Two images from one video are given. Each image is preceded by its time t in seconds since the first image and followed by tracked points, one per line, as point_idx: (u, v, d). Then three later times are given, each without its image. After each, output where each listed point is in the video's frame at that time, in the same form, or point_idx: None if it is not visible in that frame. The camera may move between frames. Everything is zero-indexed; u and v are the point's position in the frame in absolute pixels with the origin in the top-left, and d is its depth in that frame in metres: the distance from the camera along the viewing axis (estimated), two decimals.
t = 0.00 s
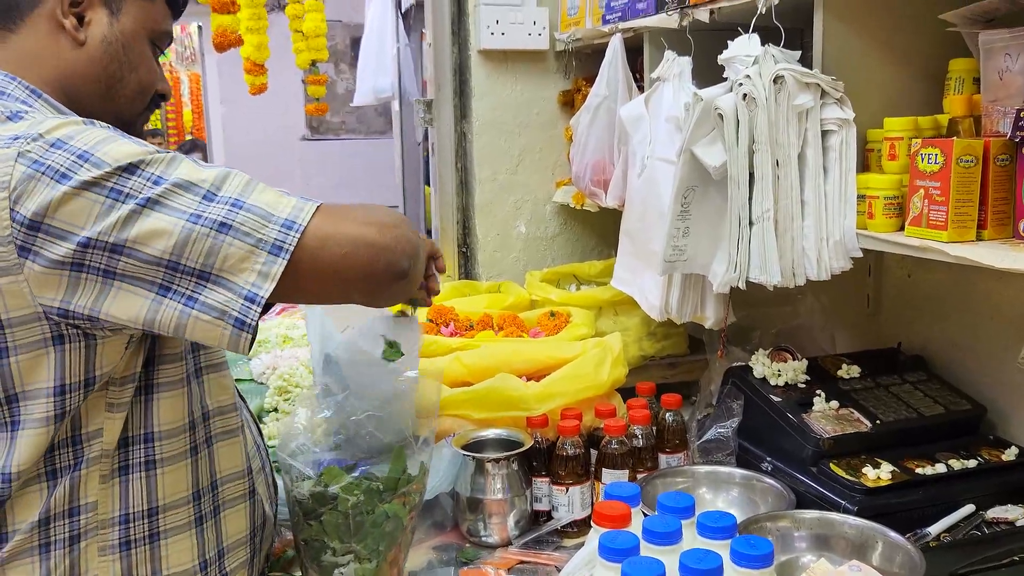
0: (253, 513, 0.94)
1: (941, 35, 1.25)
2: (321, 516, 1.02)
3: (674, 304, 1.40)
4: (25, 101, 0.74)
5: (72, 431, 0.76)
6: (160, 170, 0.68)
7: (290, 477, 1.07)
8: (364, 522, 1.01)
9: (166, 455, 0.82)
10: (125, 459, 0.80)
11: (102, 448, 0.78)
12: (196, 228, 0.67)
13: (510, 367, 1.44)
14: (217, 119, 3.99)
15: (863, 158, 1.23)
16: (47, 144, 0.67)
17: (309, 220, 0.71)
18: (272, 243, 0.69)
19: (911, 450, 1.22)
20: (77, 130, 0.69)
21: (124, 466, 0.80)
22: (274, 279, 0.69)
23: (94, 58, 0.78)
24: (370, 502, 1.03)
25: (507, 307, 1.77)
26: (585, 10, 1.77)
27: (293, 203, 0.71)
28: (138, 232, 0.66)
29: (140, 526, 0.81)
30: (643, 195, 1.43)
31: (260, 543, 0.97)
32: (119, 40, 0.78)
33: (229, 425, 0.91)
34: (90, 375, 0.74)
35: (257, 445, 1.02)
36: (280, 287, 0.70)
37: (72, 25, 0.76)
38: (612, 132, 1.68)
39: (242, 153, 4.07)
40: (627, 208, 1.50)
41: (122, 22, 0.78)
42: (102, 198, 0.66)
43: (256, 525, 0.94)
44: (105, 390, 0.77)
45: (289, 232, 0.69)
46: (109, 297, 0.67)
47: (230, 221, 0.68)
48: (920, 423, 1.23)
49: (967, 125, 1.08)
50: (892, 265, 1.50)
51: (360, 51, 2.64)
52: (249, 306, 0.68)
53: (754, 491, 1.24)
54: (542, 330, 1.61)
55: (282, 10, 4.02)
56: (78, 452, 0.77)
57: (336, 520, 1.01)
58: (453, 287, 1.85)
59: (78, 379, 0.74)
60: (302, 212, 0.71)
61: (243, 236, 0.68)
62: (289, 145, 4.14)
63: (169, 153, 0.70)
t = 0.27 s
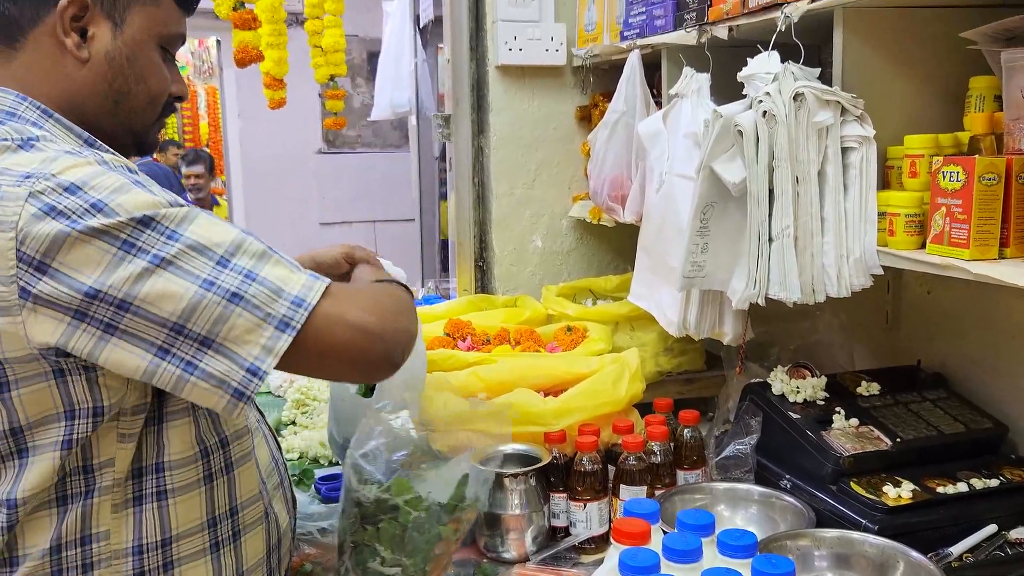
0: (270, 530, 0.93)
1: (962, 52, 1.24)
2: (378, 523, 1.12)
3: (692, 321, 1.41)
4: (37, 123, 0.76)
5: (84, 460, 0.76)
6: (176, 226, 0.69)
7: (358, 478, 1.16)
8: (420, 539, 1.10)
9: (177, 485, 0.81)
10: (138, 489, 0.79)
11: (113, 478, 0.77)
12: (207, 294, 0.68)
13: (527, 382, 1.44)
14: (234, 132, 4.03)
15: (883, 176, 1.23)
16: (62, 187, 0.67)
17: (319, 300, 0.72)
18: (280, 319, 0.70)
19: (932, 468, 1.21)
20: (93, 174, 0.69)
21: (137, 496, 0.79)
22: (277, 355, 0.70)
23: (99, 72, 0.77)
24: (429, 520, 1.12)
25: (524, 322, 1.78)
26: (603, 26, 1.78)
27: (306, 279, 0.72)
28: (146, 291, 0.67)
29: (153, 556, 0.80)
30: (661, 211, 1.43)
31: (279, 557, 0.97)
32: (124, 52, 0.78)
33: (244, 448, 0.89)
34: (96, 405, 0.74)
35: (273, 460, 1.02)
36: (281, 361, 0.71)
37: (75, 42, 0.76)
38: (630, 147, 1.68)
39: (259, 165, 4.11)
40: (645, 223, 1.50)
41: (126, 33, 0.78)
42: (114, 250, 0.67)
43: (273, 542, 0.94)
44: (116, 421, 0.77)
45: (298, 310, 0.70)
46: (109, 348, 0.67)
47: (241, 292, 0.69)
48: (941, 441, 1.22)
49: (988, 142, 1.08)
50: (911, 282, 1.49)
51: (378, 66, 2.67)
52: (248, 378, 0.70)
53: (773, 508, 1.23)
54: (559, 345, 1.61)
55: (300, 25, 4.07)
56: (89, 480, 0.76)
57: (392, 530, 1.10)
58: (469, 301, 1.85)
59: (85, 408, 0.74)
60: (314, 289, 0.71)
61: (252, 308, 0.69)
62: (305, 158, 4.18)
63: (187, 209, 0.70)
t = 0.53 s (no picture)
0: (285, 548, 0.93)
1: (980, 73, 1.25)
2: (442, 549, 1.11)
3: (709, 339, 1.40)
4: (60, 144, 0.72)
5: (112, 480, 0.76)
6: (183, 264, 0.65)
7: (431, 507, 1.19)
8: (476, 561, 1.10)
9: (202, 506, 0.81)
10: (164, 508, 0.80)
11: (140, 497, 0.77)
12: (208, 338, 0.64)
13: (544, 399, 1.45)
14: (253, 147, 4.08)
15: (900, 196, 1.23)
16: (73, 212, 0.64)
17: (323, 348, 0.67)
18: (280, 368, 0.65)
19: (951, 489, 1.21)
20: (103, 198, 0.65)
21: (163, 515, 0.79)
22: (275, 406, 0.65)
23: (116, 98, 0.74)
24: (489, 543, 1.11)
25: (540, 338, 1.78)
26: (620, 45, 1.80)
27: (312, 325, 0.67)
28: (148, 331, 0.63)
29: None
30: (678, 229, 1.44)
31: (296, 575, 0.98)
32: (141, 74, 0.74)
33: (259, 467, 0.89)
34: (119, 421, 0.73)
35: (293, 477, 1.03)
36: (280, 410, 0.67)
37: (92, 67, 0.72)
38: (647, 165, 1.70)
39: (277, 180, 4.15)
40: (662, 242, 1.51)
41: (143, 55, 0.74)
42: (117, 285, 0.63)
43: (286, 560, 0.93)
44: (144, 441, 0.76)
45: (299, 359, 0.66)
46: (112, 388, 0.64)
47: (243, 338, 0.65)
48: (960, 462, 1.22)
49: (1007, 163, 1.08)
50: (929, 302, 1.49)
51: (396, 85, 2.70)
52: (246, 428, 0.66)
53: (790, 528, 1.23)
54: (575, 362, 1.62)
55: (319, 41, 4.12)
56: (117, 498, 0.76)
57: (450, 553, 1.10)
58: (486, 317, 1.86)
59: (109, 424, 0.73)
60: (321, 335, 0.67)
61: (252, 356, 0.65)
62: (322, 172, 4.22)
63: (197, 243, 0.66)
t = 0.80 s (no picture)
0: (302, 558, 0.94)
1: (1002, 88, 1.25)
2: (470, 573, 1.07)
3: (728, 353, 1.40)
4: (64, 164, 0.75)
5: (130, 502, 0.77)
6: (180, 303, 0.65)
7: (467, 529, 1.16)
8: None
9: (220, 522, 0.81)
10: (183, 525, 0.80)
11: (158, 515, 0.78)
12: (202, 379, 0.64)
13: (563, 412, 1.45)
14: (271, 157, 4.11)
15: (921, 211, 1.22)
16: (72, 247, 0.64)
17: (317, 394, 0.67)
18: (273, 412, 0.65)
19: (974, 506, 1.20)
20: (103, 235, 0.65)
21: (182, 532, 0.80)
22: (267, 450, 0.66)
23: (106, 113, 0.74)
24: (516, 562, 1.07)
25: (557, 350, 1.79)
26: (639, 58, 1.81)
27: (306, 369, 0.67)
28: (142, 370, 0.64)
29: None
30: (697, 242, 1.44)
31: None
32: (132, 88, 0.74)
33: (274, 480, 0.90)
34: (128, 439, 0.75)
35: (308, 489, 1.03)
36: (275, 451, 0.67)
37: (81, 83, 0.73)
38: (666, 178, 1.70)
39: (294, 190, 4.19)
40: (680, 255, 1.52)
41: (135, 69, 0.74)
42: (115, 323, 0.63)
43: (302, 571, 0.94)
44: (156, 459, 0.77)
45: (292, 404, 0.66)
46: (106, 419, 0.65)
47: (236, 381, 0.65)
48: (983, 479, 1.21)
49: None
50: (950, 317, 1.48)
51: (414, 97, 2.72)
52: (238, 469, 0.66)
53: (811, 543, 1.22)
54: (593, 374, 1.62)
55: (338, 53, 4.16)
56: (134, 518, 0.77)
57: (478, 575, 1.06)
58: (503, 329, 1.87)
59: (117, 441, 0.75)
60: (314, 379, 0.67)
61: (245, 399, 0.65)
62: (339, 183, 4.25)
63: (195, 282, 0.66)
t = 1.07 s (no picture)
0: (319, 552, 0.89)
1: None
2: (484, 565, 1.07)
3: (746, 348, 1.40)
4: (79, 166, 0.73)
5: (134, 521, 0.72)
6: (119, 393, 0.63)
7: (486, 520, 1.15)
8: None
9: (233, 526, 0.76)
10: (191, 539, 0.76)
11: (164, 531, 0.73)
12: (107, 479, 0.63)
13: (580, 406, 1.45)
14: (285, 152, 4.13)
15: (942, 206, 1.22)
16: (41, 294, 0.63)
17: (208, 536, 0.66)
18: (159, 540, 0.64)
19: (993, 503, 1.19)
20: (73, 289, 0.63)
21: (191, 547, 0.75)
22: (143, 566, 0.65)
23: (120, 115, 0.72)
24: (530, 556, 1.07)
25: (574, 345, 1.79)
26: (656, 53, 1.81)
27: (206, 507, 0.65)
28: (58, 446, 0.63)
29: None
30: (715, 237, 1.44)
31: None
32: (146, 91, 0.72)
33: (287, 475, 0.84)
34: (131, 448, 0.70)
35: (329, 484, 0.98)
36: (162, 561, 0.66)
37: (94, 84, 0.71)
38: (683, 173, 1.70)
39: (308, 184, 4.20)
40: (698, 250, 1.52)
41: (149, 73, 0.71)
42: (50, 390, 0.62)
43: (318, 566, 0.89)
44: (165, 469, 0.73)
45: (180, 539, 0.65)
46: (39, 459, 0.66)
47: (135, 494, 0.63)
48: (1002, 476, 1.20)
49: None
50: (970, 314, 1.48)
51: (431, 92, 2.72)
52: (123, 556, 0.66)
53: (829, 539, 1.22)
54: (609, 369, 1.62)
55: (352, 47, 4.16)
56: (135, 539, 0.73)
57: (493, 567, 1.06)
58: (519, 323, 1.88)
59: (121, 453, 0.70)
60: (212, 520, 0.66)
61: (139, 515, 0.64)
62: (353, 177, 4.26)
63: (145, 373, 0.64)
